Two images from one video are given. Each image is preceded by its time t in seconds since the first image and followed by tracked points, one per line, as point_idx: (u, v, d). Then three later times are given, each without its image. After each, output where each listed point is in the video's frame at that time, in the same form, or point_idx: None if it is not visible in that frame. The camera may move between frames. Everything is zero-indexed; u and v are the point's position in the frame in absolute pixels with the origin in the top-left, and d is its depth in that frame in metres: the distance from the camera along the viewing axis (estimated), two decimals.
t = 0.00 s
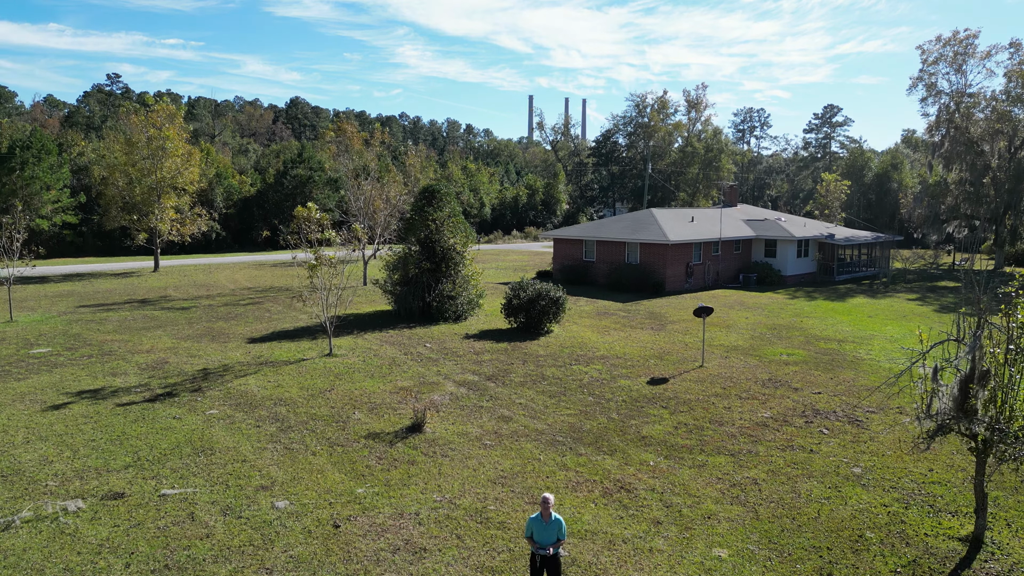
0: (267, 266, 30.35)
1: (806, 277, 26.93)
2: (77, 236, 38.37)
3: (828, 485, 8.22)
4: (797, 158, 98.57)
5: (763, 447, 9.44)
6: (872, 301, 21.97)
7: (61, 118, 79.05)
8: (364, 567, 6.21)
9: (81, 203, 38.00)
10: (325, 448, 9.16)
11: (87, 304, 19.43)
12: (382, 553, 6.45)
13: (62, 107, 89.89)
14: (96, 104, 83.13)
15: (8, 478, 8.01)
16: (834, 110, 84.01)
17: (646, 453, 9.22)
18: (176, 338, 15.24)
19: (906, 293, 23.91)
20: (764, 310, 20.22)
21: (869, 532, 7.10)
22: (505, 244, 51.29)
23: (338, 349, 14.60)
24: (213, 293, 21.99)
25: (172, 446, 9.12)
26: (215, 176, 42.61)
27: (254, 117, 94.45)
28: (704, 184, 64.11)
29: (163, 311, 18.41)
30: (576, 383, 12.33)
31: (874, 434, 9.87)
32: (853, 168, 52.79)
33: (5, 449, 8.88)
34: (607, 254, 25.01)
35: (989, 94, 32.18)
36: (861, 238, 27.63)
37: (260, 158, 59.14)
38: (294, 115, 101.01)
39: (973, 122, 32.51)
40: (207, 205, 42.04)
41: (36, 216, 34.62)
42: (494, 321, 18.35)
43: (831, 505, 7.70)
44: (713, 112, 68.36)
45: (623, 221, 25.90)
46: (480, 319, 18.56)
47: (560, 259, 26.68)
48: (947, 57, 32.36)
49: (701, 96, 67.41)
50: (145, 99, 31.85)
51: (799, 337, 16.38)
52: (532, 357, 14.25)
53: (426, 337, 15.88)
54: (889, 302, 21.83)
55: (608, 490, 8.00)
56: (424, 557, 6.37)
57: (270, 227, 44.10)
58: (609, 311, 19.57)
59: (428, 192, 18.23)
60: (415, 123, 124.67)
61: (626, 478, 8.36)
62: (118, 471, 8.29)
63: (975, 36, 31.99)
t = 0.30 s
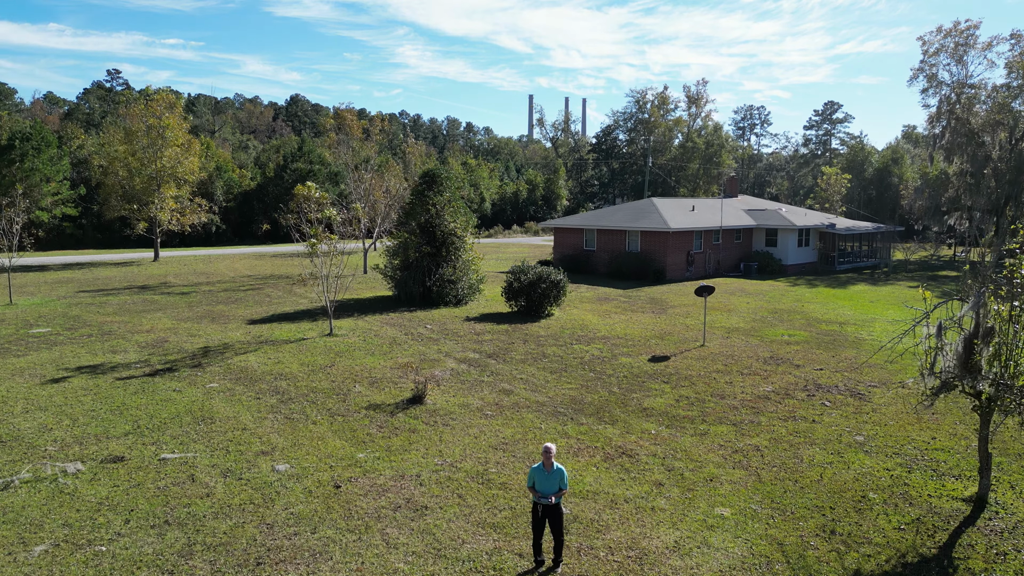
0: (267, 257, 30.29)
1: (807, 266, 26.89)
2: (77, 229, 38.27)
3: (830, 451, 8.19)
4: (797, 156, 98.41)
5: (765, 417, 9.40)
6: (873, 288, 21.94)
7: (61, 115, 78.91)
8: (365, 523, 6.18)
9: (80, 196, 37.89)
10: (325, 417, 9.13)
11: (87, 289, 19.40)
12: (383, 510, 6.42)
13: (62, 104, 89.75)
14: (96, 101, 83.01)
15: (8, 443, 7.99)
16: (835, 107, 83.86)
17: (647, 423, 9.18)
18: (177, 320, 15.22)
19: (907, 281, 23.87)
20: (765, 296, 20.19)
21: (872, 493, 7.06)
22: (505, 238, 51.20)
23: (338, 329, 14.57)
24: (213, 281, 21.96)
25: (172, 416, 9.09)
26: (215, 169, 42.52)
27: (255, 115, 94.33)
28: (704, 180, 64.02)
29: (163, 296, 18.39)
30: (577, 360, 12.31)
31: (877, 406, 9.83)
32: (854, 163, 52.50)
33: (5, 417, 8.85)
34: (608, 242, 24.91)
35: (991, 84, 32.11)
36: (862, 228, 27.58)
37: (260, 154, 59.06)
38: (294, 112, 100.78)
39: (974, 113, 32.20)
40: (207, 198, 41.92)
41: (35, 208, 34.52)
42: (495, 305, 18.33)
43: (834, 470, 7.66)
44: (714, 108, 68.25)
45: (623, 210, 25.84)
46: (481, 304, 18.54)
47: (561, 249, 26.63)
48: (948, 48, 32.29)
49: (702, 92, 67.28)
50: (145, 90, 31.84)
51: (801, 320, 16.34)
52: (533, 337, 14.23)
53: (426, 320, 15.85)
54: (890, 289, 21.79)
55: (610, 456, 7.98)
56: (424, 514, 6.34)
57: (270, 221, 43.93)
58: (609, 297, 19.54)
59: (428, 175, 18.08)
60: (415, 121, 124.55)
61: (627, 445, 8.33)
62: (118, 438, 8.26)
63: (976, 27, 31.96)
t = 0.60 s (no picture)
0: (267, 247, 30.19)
1: (808, 256, 26.85)
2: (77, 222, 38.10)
3: (833, 418, 8.15)
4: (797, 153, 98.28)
5: (766, 388, 9.39)
6: (874, 275, 21.90)
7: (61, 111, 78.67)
8: (366, 480, 6.15)
9: (80, 188, 37.75)
10: (325, 387, 9.11)
11: (86, 275, 19.33)
12: (384, 469, 6.41)
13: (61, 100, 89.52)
14: (96, 97, 82.80)
15: (7, 409, 7.95)
16: (834, 103, 83.72)
17: (648, 392, 9.17)
18: (177, 302, 15.17)
19: (907, 269, 23.83)
20: (766, 282, 20.16)
21: (874, 455, 7.02)
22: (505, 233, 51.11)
23: (338, 310, 14.52)
24: (214, 268, 21.89)
25: (172, 385, 9.06)
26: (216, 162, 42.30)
27: (254, 112, 94.11)
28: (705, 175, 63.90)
29: (163, 281, 18.33)
30: (578, 338, 12.28)
31: (878, 378, 9.82)
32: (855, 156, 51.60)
33: (4, 387, 8.80)
34: (608, 231, 24.84)
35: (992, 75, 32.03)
36: (863, 218, 27.52)
37: (260, 149, 58.91)
38: (293, 110, 100.56)
39: (975, 104, 32.01)
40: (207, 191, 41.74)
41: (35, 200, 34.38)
42: (495, 290, 18.29)
43: (837, 434, 7.62)
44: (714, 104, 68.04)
45: (624, 199, 25.78)
46: (481, 289, 18.49)
47: (561, 238, 26.59)
48: (949, 39, 32.16)
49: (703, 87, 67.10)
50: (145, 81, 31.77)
51: (802, 303, 16.31)
52: (534, 318, 14.18)
53: (427, 302, 15.80)
54: (891, 276, 21.76)
55: (611, 422, 7.95)
56: (425, 473, 6.32)
57: (270, 214, 43.57)
58: (610, 282, 19.50)
59: (428, 159, 17.94)
60: (415, 118, 124.35)
61: (629, 412, 8.32)
62: (118, 405, 8.23)
63: (977, 18, 31.92)
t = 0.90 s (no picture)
0: (266, 239, 30.09)
1: (809, 247, 26.81)
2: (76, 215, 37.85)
3: (835, 387, 8.10)
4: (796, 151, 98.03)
5: (767, 361, 9.35)
6: (874, 263, 21.86)
7: (60, 107, 78.37)
8: (365, 440, 6.11)
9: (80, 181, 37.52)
10: (325, 359, 9.07)
11: (85, 262, 19.26)
12: (383, 429, 6.38)
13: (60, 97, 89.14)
14: (95, 93, 82.48)
15: (4, 377, 7.91)
16: (834, 100, 83.42)
17: (649, 364, 9.14)
18: (176, 285, 15.11)
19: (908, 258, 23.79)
20: (767, 269, 20.12)
21: (877, 420, 6.97)
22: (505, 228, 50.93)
23: (338, 292, 14.46)
24: (213, 256, 21.83)
25: (169, 358, 9.01)
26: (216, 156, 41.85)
27: (254, 109, 93.84)
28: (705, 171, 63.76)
29: (162, 267, 18.26)
30: (579, 317, 12.24)
31: (880, 352, 9.77)
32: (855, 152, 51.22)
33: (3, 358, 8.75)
34: (609, 221, 24.76)
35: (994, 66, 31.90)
36: (863, 208, 27.46)
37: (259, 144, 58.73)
38: (293, 107, 100.20)
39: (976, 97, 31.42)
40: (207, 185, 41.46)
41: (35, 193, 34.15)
42: (496, 276, 18.24)
43: (839, 401, 7.57)
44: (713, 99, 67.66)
45: (625, 189, 25.72)
46: (481, 275, 18.45)
47: (561, 228, 26.55)
48: (950, 31, 32.08)
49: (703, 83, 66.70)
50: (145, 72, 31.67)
51: (803, 287, 16.26)
52: (534, 300, 14.15)
53: (427, 286, 15.75)
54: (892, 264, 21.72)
55: (612, 389, 7.92)
56: (424, 434, 6.28)
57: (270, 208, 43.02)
58: (611, 269, 19.45)
59: (428, 144, 17.78)
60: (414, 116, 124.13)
61: (629, 381, 8.28)
62: (115, 374, 8.18)
63: (978, 10, 31.84)
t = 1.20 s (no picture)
0: (265, 232, 29.98)
1: (810, 238, 26.77)
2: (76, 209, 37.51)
3: (837, 360, 8.06)
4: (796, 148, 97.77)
5: (769, 337, 9.30)
6: (875, 253, 21.80)
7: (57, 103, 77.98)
8: (363, 405, 6.07)
9: (80, 175, 37.24)
10: (324, 335, 9.03)
11: (84, 250, 19.16)
12: (382, 395, 6.35)
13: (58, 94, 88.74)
14: (94, 90, 82.12)
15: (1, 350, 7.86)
16: (834, 97, 83.14)
17: (649, 340, 9.10)
18: (175, 270, 15.06)
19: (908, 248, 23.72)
20: (767, 257, 20.05)
21: (879, 388, 6.93)
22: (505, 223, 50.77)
23: (337, 277, 14.39)
24: (212, 246, 21.74)
25: (166, 333, 8.95)
26: (215, 151, 40.67)
27: (253, 107, 93.59)
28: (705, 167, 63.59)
29: (161, 255, 18.17)
30: (579, 299, 12.19)
31: (881, 330, 9.74)
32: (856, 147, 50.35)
33: None
34: (609, 211, 24.70)
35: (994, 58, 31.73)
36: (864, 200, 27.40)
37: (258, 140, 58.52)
38: (292, 104, 99.85)
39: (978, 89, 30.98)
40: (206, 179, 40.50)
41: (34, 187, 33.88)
42: (495, 263, 18.18)
43: (840, 372, 7.53)
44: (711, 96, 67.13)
45: (625, 180, 25.65)
46: (481, 263, 18.38)
47: (561, 219, 26.49)
48: (949, 24, 31.91)
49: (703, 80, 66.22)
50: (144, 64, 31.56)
51: (803, 274, 16.20)
52: (533, 284, 14.07)
53: (426, 272, 15.67)
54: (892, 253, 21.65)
55: (612, 362, 7.89)
56: (423, 400, 6.24)
57: (270, 203, 41.90)
58: (611, 257, 19.39)
59: (429, 132, 17.70)
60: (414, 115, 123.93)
61: (629, 355, 8.25)
62: (112, 348, 8.11)
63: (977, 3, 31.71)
